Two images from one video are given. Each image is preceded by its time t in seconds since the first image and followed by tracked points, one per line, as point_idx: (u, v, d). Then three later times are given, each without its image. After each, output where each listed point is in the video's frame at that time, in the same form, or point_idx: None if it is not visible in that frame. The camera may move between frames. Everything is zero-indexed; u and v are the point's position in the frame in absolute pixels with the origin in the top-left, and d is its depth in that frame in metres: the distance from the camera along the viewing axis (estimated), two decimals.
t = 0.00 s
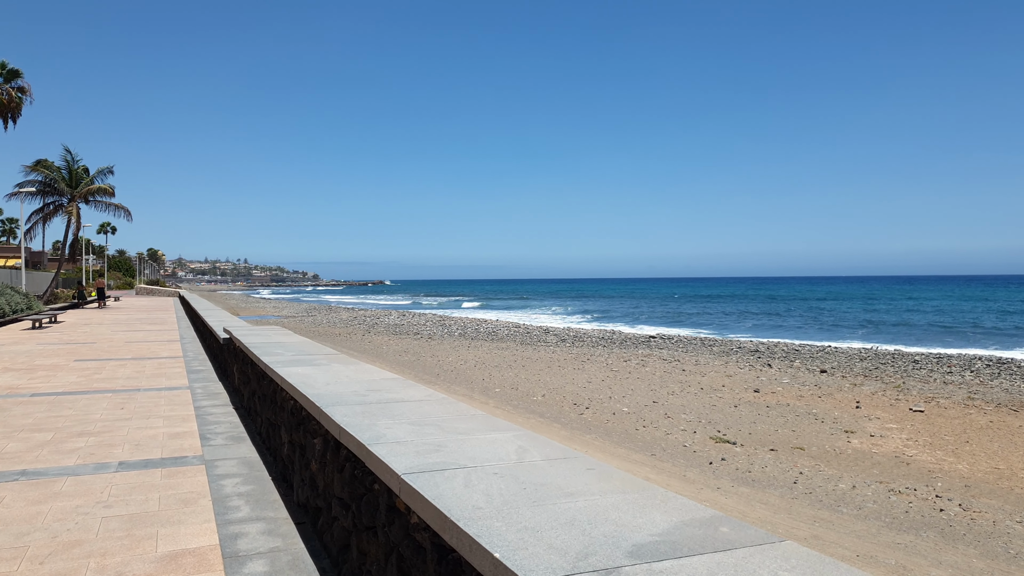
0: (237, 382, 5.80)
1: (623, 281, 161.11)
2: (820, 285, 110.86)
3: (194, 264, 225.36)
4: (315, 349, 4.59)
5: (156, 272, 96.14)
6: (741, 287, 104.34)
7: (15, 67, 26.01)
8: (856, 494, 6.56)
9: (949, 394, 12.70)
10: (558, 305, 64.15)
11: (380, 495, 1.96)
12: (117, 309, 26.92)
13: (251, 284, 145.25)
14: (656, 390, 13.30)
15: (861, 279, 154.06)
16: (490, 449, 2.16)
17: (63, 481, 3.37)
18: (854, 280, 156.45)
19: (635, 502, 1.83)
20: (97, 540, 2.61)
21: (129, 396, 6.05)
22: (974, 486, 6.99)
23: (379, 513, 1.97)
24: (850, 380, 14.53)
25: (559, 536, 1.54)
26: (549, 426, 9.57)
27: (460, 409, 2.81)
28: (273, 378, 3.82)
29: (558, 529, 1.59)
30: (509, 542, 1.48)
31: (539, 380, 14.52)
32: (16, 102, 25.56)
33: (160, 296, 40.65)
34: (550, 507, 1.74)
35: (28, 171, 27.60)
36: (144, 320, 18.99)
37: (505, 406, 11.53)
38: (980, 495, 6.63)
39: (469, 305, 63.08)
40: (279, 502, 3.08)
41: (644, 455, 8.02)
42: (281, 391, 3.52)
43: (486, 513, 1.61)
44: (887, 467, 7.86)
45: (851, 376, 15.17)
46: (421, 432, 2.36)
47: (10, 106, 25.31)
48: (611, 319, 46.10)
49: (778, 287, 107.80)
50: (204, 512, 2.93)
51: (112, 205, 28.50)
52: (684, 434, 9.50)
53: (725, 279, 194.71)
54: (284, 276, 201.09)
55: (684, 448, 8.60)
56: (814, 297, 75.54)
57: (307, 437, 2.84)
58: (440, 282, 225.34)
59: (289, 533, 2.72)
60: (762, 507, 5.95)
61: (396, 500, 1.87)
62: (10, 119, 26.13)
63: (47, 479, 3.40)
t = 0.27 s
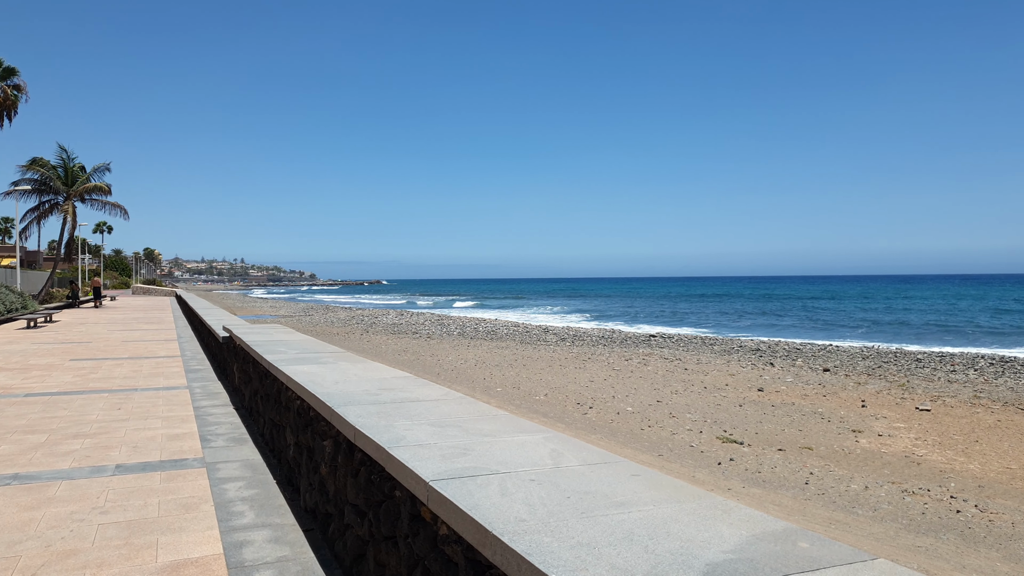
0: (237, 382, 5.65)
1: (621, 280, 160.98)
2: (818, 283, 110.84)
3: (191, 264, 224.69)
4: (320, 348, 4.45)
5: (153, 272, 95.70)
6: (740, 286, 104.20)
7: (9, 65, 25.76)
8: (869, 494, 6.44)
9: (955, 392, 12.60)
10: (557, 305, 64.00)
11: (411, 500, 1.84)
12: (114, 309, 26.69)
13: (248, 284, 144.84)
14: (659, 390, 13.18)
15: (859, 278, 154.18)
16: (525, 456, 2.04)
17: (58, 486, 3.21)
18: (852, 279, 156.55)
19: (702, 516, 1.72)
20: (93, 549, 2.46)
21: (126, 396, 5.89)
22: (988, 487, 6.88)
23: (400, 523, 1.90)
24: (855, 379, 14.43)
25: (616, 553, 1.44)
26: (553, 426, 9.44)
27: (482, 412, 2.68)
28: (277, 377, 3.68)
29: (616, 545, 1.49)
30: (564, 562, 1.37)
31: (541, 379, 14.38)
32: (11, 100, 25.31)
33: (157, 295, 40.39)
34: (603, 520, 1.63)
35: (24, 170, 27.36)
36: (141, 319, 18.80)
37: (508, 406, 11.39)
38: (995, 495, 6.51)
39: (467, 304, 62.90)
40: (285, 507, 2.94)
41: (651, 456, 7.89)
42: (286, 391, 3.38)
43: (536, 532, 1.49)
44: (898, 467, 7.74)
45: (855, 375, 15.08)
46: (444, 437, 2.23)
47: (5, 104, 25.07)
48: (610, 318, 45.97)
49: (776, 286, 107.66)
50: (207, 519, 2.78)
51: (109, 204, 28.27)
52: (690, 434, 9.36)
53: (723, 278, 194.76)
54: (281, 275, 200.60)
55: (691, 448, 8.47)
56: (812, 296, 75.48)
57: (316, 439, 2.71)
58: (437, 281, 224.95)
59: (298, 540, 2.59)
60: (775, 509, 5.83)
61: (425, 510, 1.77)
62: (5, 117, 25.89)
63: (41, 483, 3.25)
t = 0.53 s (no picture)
0: (240, 386, 5.52)
1: (621, 282, 161.06)
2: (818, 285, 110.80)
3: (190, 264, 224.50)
4: (328, 354, 4.31)
5: (152, 272, 95.50)
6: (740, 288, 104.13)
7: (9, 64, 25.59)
8: (886, 504, 6.31)
9: (963, 397, 12.48)
10: (557, 306, 63.85)
11: (451, 536, 1.72)
12: (113, 309, 26.52)
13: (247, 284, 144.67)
14: (665, 393, 13.04)
15: (859, 280, 154.13)
16: (566, 486, 1.92)
17: (55, 498, 3.06)
18: (852, 281, 156.46)
19: (778, 558, 1.58)
20: (91, 571, 2.30)
21: (126, 400, 5.73)
22: (1007, 496, 6.75)
23: (425, 554, 1.84)
24: (861, 383, 14.31)
25: None
26: (560, 430, 9.29)
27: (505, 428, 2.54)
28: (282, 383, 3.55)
29: None
30: None
31: (545, 382, 14.24)
32: (11, 99, 25.15)
33: (157, 295, 40.23)
34: (665, 564, 1.50)
35: (23, 169, 27.20)
36: (141, 320, 18.64)
37: (513, 409, 11.24)
38: (1015, 505, 6.38)
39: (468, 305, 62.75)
40: (293, 522, 2.81)
41: (661, 462, 7.75)
42: (293, 399, 3.24)
43: None
44: (912, 475, 7.61)
45: (861, 379, 14.95)
46: (472, 460, 2.09)
47: (5, 103, 24.92)
48: (611, 320, 45.82)
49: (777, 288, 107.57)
50: (212, 536, 2.64)
51: (108, 203, 28.12)
52: (698, 439, 9.22)
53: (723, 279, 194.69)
54: (281, 276, 200.40)
55: (700, 454, 8.33)
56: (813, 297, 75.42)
57: (326, 453, 2.58)
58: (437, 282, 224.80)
59: (307, 559, 2.46)
60: (792, 519, 5.68)
61: (458, 544, 1.69)
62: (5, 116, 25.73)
63: (37, 495, 3.10)
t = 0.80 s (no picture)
0: (242, 386, 5.38)
1: (622, 281, 160.88)
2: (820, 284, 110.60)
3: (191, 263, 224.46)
4: (333, 353, 4.16)
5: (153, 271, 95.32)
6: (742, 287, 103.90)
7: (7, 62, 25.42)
8: (903, 505, 6.16)
9: (973, 396, 12.33)
10: (558, 305, 63.64)
11: (480, 553, 1.58)
12: (113, 309, 26.38)
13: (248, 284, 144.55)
14: (671, 392, 12.89)
15: (861, 278, 153.97)
16: (608, 498, 1.79)
17: (49, 504, 2.92)
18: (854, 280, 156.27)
19: None
20: None
21: (125, 401, 5.59)
22: None
23: (449, 569, 1.71)
24: (869, 381, 14.17)
25: None
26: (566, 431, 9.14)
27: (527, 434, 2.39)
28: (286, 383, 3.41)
29: None
30: None
31: (549, 381, 14.10)
32: (10, 98, 25.00)
33: (157, 295, 40.09)
34: None
35: (22, 168, 27.05)
36: (141, 320, 18.50)
37: (517, 408, 11.10)
38: None
39: (469, 305, 62.62)
40: (299, 529, 2.67)
41: (670, 462, 7.60)
42: (298, 400, 3.09)
43: None
44: (927, 475, 7.46)
45: (868, 377, 14.81)
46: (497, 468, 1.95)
47: (3, 102, 24.76)
48: (613, 319, 45.64)
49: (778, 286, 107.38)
50: (214, 546, 2.49)
51: (108, 202, 27.96)
52: (707, 439, 9.07)
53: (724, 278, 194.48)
54: (281, 275, 200.32)
55: (710, 454, 8.18)
56: (815, 296, 75.25)
57: (334, 457, 2.44)
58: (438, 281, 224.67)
59: (315, 570, 2.32)
60: (808, 520, 5.54)
61: (489, 563, 1.56)
62: (4, 115, 25.57)
63: (29, 501, 2.95)
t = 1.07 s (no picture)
0: (239, 393, 5.20)
1: (621, 283, 160.74)
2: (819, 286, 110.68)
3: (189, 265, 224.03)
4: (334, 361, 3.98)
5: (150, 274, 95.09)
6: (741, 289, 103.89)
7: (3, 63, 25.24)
8: (918, 514, 5.98)
9: (980, 400, 12.16)
10: (557, 307, 63.52)
11: None
12: (109, 311, 26.17)
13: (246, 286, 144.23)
14: (674, 396, 12.72)
15: (859, 280, 153.97)
16: (654, 540, 1.60)
17: (32, 523, 2.75)
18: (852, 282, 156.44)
19: None
20: None
21: (118, 408, 5.42)
22: None
23: None
24: (874, 385, 14.00)
25: None
26: (569, 437, 8.97)
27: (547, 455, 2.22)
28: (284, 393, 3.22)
29: None
30: None
31: (551, 385, 13.92)
32: (5, 98, 24.81)
33: (155, 296, 39.93)
34: None
35: (18, 169, 26.86)
36: (138, 322, 18.32)
37: (519, 414, 10.93)
38: None
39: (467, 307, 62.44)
40: (299, 553, 2.50)
41: (678, 470, 7.43)
42: (298, 413, 2.92)
43: None
44: (940, 482, 7.29)
45: (873, 381, 14.66)
46: (522, 501, 1.78)
47: None
48: (612, 321, 45.48)
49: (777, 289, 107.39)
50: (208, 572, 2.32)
51: (104, 204, 27.77)
52: (714, 445, 8.90)
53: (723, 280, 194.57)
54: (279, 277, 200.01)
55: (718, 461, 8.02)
56: (813, 298, 75.29)
57: (337, 477, 2.27)
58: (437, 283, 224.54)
59: None
60: (822, 531, 5.37)
61: None
62: None
63: (11, 521, 2.77)
